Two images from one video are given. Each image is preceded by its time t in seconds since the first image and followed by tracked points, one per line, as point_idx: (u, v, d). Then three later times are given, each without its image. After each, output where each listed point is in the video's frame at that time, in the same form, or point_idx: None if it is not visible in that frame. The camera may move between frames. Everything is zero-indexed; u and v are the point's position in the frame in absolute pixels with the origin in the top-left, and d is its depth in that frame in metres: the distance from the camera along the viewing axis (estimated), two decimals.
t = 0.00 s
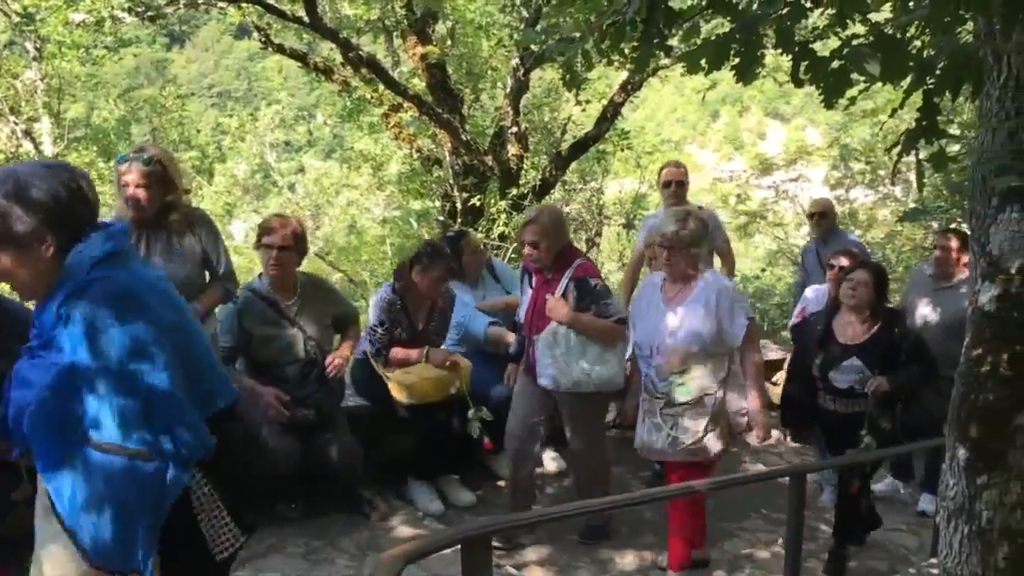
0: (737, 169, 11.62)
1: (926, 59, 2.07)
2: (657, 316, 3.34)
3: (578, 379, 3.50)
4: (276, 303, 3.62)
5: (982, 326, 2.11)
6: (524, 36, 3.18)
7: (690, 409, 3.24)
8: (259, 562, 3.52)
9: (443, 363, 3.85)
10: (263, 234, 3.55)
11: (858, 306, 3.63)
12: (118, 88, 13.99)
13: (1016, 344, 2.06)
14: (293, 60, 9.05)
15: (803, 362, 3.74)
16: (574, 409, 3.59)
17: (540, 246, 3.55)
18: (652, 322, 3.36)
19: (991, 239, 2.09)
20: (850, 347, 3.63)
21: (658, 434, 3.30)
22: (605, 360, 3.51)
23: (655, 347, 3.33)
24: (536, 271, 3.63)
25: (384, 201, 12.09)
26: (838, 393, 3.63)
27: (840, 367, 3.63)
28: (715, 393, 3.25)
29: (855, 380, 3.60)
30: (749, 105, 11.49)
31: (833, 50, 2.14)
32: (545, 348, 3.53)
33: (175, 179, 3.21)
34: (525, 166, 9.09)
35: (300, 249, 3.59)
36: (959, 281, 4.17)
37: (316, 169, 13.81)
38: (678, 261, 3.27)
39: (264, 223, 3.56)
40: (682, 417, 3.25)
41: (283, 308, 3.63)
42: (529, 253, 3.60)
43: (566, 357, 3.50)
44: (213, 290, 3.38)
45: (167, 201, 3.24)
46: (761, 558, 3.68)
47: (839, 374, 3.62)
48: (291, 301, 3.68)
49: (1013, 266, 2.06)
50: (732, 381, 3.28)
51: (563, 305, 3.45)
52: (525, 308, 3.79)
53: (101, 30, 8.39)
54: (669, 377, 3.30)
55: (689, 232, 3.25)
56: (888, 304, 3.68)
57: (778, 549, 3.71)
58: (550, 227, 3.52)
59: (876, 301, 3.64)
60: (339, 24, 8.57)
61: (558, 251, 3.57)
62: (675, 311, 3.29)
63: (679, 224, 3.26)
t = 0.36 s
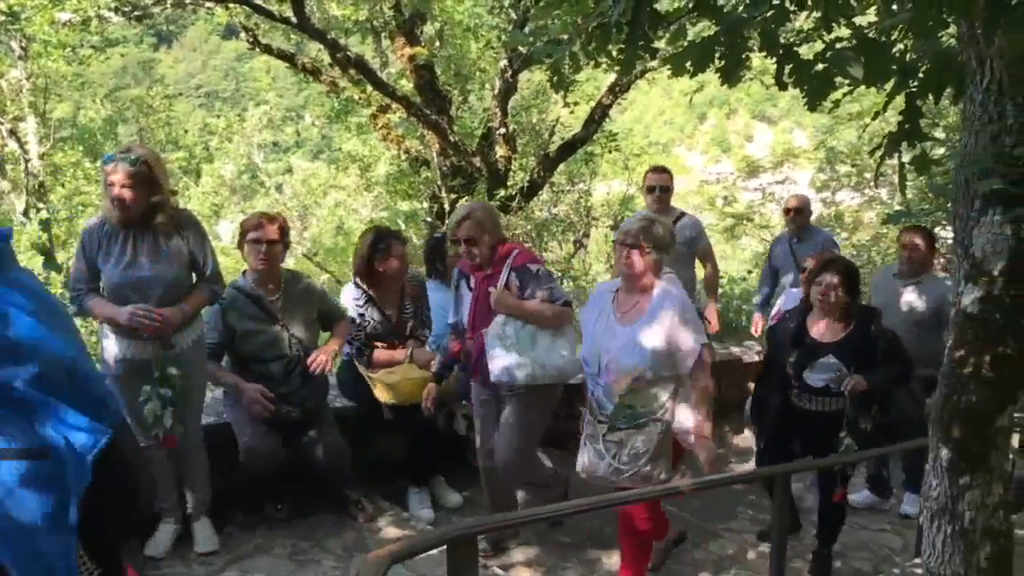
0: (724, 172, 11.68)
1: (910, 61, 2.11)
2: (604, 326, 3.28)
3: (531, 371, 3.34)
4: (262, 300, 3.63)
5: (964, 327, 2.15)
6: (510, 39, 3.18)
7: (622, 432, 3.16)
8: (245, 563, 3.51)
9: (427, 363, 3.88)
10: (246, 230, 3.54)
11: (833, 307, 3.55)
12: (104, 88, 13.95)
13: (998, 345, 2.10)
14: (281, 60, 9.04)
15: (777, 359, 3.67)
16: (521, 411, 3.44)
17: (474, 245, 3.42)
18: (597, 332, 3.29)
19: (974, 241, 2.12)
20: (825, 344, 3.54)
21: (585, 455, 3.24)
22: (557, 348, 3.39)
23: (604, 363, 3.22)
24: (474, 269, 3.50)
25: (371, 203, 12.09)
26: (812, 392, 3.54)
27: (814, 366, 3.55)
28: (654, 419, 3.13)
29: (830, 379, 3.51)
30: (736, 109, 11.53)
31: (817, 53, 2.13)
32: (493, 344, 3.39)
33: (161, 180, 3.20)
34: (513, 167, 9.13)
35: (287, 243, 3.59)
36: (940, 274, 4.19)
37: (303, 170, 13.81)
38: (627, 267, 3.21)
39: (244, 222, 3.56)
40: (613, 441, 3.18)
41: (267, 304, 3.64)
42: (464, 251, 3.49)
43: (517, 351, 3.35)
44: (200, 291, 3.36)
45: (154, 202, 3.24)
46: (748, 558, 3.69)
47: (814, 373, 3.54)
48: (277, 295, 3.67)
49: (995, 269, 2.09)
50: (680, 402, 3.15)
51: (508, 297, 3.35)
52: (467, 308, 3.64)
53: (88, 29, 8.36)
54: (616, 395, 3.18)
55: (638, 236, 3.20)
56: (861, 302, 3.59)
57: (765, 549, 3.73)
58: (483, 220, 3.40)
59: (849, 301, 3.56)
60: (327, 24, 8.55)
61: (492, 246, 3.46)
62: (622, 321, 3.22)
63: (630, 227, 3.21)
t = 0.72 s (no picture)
0: (712, 172, 11.72)
1: (893, 61, 2.14)
2: (559, 339, 2.94)
3: (488, 388, 3.16)
4: (253, 296, 3.62)
5: (949, 327, 2.17)
6: (499, 38, 3.17)
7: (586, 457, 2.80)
8: (232, 564, 3.50)
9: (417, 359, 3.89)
10: (233, 228, 3.53)
11: (782, 322, 3.47)
12: (90, 87, 13.88)
13: (982, 344, 2.13)
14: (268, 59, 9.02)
15: (733, 378, 3.59)
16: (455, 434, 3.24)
17: (428, 257, 3.25)
18: (552, 346, 2.96)
19: (958, 240, 2.13)
20: (777, 361, 3.46)
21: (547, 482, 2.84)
22: (512, 362, 3.21)
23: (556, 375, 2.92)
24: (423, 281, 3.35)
25: (358, 203, 12.07)
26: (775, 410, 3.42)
27: (769, 384, 3.45)
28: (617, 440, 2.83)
29: (784, 398, 3.40)
30: (724, 109, 11.56)
31: (801, 53, 2.14)
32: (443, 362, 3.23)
33: (147, 179, 3.18)
34: (500, 166, 9.14)
35: (277, 239, 3.58)
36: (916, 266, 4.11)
37: (291, 170, 13.78)
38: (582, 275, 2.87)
39: (232, 217, 3.54)
40: (578, 465, 2.81)
41: (259, 299, 3.63)
42: (414, 264, 3.32)
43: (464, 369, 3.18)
44: (186, 292, 3.35)
45: (139, 202, 3.22)
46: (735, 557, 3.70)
47: (769, 391, 3.43)
48: (267, 291, 3.67)
49: (979, 268, 2.11)
50: (640, 424, 2.84)
51: (459, 313, 3.19)
52: (415, 322, 3.50)
53: (73, 28, 8.33)
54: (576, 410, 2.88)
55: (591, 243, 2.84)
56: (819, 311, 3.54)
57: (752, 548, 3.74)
58: (437, 233, 3.24)
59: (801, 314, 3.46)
60: (314, 24, 8.53)
61: (444, 260, 3.29)
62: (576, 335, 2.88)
63: (580, 232, 2.84)
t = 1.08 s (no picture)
0: (698, 169, 11.75)
1: (873, 57, 2.07)
2: (463, 331, 2.56)
3: (416, 398, 2.99)
4: (232, 293, 3.57)
5: (932, 322, 2.18)
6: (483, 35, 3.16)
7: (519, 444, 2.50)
8: (218, 563, 3.49)
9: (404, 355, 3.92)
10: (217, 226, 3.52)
11: (724, 293, 3.34)
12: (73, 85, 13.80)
13: (964, 339, 2.14)
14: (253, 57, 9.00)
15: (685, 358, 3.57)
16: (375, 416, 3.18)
17: (366, 255, 2.88)
18: (459, 340, 2.58)
19: (941, 235, 2.15)
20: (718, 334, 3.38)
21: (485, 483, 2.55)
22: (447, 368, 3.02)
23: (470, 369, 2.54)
24: (361, 277, 2.97)
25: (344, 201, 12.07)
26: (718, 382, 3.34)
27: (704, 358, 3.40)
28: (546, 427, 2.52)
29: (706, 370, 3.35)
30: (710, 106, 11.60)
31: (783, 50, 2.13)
32: (375, 367, 3.02)
33: (134, 179, 3.18)
34: (486, 164, 9.12)
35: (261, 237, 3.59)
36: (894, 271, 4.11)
37: (277, 168, 13.74)
38: (483, 255, 2.51)
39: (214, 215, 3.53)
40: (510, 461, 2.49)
41: (242, 298, 3.60)
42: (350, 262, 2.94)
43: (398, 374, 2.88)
44: (171, 290, 3.33)
45: (125, 201, 3.21)
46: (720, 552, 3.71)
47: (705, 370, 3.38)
48: (249, 290, 3.65)
49: (961, 263, 2.12)
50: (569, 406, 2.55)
51: (395, 314, 2.83)
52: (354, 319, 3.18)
53: (57, 26, 8.29)
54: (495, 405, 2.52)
55: (481, 217, 2.49)
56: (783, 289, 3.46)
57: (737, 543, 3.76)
58: (378, 230, 2.87)
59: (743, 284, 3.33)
60: (299, 21, 8.47)
61: (385, 256, 2.92)
62: (481, 324, 2.51)
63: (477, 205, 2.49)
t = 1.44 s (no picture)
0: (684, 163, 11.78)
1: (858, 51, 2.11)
2: (396, 321, 2.34)
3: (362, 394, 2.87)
4: (210, 292, 3.58)
5: (916, 314, 2.19)
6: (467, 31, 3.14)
7: (451, 434, 2.31)
8: (206, 561, 3.48)
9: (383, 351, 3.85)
10: (195, 223, 3.48)
11: (698, 283, 3.29)
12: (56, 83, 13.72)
13: (948, 331, 2.16)
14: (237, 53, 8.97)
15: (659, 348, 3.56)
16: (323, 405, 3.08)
17: (303, 240, 2.74)
18: (387, 329, 2.35)
19: (925, 228, 2.16)
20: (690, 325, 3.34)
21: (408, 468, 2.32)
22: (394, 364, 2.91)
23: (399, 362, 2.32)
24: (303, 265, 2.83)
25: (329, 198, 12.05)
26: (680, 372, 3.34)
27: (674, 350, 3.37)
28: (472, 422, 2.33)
29: (671, 352, 3.29)
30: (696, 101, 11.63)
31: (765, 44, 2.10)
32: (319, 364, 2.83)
33: (119, 176, 3.15)
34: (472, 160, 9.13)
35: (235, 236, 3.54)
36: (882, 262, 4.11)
37: (263, 165, 13.70)
38: (425, 241, 2.30)
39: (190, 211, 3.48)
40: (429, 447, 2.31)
41: (220, 295, 3.58)
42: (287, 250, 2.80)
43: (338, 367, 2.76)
44: (155, 288, 3.31)
45: (111, 199, 3.20)
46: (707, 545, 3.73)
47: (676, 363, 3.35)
48: (225, 288, 3.61)
49: (945, 255, 2.14)
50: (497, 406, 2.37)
51: (340, 305, 2.72)
52: (299, 308, 3.01)
53: (38, 23, 8.24)
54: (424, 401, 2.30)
55: (437, 206, 2.27)
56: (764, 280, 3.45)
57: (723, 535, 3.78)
58: (313, 215, 2.73)
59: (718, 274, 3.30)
60: (283, 17, 8.41)
61: (325, 243, 2.79)
62: (418, 314, 2.30)
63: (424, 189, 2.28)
